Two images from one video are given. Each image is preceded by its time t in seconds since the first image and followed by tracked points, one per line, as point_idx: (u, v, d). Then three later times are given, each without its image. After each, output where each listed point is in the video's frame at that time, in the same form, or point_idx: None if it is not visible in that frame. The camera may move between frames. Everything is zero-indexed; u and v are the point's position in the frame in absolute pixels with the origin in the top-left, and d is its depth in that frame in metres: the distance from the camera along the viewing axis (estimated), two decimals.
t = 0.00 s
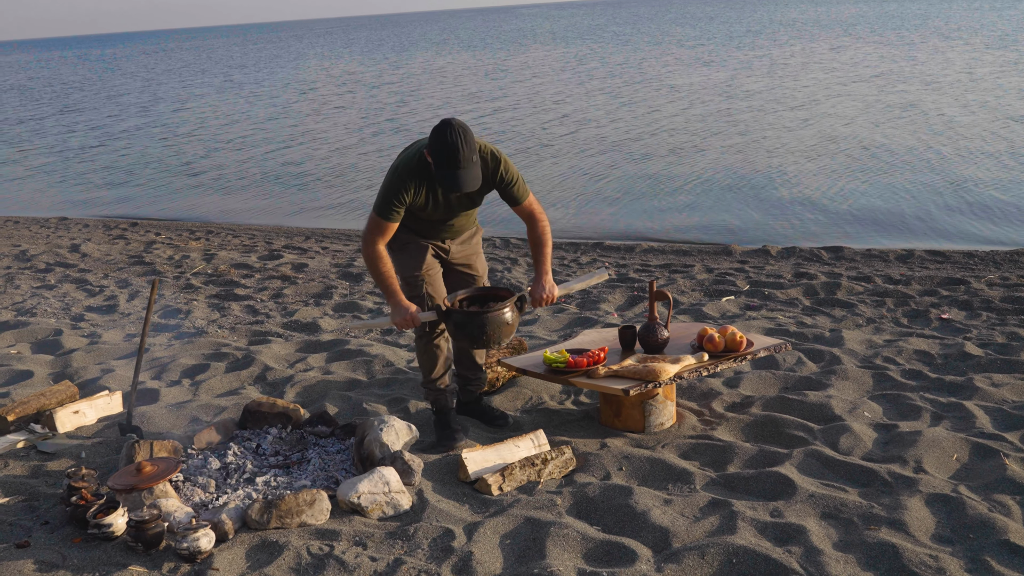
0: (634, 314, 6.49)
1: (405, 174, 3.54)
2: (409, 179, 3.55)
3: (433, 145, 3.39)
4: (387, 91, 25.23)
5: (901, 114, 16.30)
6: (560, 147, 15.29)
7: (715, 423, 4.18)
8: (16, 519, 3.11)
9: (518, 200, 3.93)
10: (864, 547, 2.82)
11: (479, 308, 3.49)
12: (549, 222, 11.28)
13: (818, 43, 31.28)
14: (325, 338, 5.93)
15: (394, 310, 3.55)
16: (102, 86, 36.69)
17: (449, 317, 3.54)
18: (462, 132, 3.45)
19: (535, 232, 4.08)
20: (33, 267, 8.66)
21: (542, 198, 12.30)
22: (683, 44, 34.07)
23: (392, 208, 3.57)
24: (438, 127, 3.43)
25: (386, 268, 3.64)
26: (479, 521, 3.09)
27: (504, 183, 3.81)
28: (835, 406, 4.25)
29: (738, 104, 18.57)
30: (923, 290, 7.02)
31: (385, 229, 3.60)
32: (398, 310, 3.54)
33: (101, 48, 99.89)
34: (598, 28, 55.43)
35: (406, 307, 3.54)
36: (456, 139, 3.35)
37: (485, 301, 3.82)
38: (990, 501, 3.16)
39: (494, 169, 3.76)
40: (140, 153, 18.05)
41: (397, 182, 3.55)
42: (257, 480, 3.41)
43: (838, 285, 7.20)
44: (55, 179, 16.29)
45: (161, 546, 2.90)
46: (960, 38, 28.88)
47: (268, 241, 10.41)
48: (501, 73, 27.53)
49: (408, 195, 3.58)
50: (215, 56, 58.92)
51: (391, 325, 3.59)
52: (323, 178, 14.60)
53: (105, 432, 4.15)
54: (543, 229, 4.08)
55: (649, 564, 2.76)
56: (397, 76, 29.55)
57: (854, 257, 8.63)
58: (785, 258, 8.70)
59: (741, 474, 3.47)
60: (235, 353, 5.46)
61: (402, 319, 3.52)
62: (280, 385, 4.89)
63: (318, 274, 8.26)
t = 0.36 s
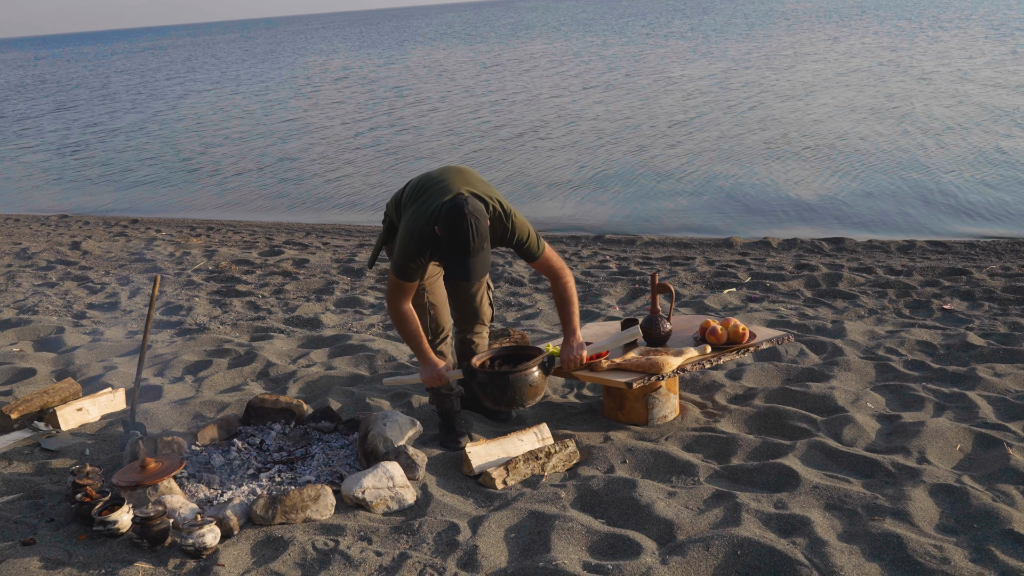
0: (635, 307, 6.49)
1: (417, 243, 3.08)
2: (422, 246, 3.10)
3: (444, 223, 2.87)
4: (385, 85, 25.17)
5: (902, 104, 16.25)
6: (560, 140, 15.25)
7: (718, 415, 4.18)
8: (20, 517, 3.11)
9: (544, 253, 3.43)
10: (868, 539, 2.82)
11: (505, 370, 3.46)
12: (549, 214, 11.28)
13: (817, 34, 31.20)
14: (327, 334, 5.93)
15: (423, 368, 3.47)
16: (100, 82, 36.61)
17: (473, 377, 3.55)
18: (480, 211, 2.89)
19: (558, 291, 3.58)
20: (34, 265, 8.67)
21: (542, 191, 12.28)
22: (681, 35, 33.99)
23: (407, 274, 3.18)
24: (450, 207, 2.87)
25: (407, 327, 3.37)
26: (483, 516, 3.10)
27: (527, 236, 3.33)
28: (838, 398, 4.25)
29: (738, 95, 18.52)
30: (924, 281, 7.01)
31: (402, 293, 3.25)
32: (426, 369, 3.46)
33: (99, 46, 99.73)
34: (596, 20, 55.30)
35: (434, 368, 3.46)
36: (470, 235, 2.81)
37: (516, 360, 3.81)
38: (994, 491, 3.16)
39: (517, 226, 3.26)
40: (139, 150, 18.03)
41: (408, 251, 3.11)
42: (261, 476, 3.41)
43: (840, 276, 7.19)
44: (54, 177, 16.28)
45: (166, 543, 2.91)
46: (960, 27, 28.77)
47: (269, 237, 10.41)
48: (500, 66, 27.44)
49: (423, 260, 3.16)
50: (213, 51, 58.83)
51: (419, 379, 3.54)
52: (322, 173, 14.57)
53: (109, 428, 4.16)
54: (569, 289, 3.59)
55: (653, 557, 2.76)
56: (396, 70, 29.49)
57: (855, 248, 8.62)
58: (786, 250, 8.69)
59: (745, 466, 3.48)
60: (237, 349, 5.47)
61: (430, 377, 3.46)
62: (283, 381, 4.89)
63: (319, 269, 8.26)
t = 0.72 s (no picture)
0: (635, 302, 6.49)
1: (429, 271, 3.05)
2: (433, 274, 3.07)
3: (457, 255, 2.82)
4: (377, 83, 25.11)
5: (895, 94, 16.27)
6: (554, 135, 15.23)
7: (722, 409, 4.19)
8: (27, 523, 3.10)
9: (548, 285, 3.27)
10: (876, 529, 2.83)
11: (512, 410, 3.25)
12: (544, 210, 11.28)
13: (808, 26, 31.24)
14: (327, 334, 5.92)
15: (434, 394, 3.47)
16: (90, 85, 36.41)
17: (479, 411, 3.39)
18: (492, 248, 2.84)
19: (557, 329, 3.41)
20: (30, 269, 8.62)
21: (537, 187, 12.25)
22: (672, 29, 33.97)
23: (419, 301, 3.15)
24: (460, 244, 2.82)
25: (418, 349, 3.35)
26: (492, 513, 3.10)
27: (535, 265, 3.20)
28: (841, 389, 4.26)
29: (731, 88, 18.53)
30: (921, 271, 7.03)
31: (414, 317, 3.24)
32: (437, 396, 3.45)
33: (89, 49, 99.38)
34: (586, 16, 55.30)
35: (445, 397, 3.45)
36: (482, 275, 2.76)
37: (529, 392, 3.60)
38: (999, 480, 3.18)
39: (526, 254, 3.15)
40: (132, 152, 17.95)
41: (420, 278, 3.08)
42: (268, 478, 3.41)
43: (838, 268, 7.20)
44: (47, 180, 16.20)
45: (175, 547, 2.90)
46: (950, 17, 28.83)
47: (265, 237, 10.38)
48: (492, 63, 27.39)
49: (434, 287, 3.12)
50: (204, 52, 58.58)
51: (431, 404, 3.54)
52: (316, 172, 14.53)
53: (112, 433, 4.14)
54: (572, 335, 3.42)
55: (663, 551, 2.77)
56: (388, 69, 29.43)
57: (852, 240, 8.64)
58: (782, 243, 8.71)
59: (750, 459, 3.49)
60: (237, 351, 5.45)
61: (441, 405, 3.46)
62: (285, 382, 4.89)
63: (317, 270, 8.24)
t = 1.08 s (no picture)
0: (631, 294, 6.49)
1: (434, 270, 3.05)
2: (437, 272, 3.06)
3: (466, 254, 2.81)
4: (367, 77, 24.97)
5: (886, 83, 16.28)
6: (546, 127, 15.19)
7: (721, 399, 4.20)
8: (27, 523, 3.08)
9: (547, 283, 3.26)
10: (879, 518, 2.85)
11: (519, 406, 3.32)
12: (537, 203, 11.25)
13: (797, 15, 31.21)
14: (324, 329, 5.90)
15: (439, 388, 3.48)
16: (77, 82, 36.13)
17: (485, 406, 3.44)
18: (499, 248, 2.84)
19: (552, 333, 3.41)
20: (21, 268, 8.55)
21: (530, 179, 12.21)
22: (662, 19, 33.90)
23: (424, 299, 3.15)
24: (467, 244, 2.83)
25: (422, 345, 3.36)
26: (495, 506, 3.11)
27: (538, 262, 3.19)
28: (839, 378, 4.28)
29: (722, 79, 18.51)
30: (916, 260, 7.05)
31: (418, 314, 3.23)
32: (443, 390, 3.47)
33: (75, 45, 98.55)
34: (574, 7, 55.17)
35: (450, 392, 3.46)
36: (489, 277, 2.77)
37: (534, 392, 3.67)
38: (999, 467, 3.19)
39: (530, 251, 3.13)
40: (121, 149, 17.81)
41: (425, 276, 3.07)
42: (269, 474, 3.40)
43: (832, 257, 7.22)
44: (35, 178, 16.07)
45: (177, 545, 2.89)
46: (938, 5, 28.84)
47: (258, 233, 10.32)
48: (482, 55, 27.28)
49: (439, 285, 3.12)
50: (191, 47, 58.10)
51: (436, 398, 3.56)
52: (308, 167, 14.45)
53: (111, 432, 4.12)
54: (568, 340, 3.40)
55: (668, 542, 2.78)
56: (378, 62, 29.27)
57: (845, 229, 8.66)
58: (776, 232, 8.72)
59: (751, 449, 3.50)
60: (234, 348, 5.43)
61: (446, 399, 3.49)
62: (283, 378, 4.87)
63: (311, 265, 8.20)
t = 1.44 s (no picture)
0: (623, 283, 6.49)
1: (433, 255, 3.01)
2: (433, 259, 3.03)
3: (464, 241, 2.80)
4: (355, 66, 24.78)
5: (875, 71, 16.30)
6: (536, 116, 15.12)
7: (715, 388, 4.21)
8: (20, 518, 3.06)
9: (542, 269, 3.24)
10: (874, 505, 2.86)
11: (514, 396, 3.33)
12: (527, 193, 11.21)
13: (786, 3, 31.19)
14: (316, 321, 5.87)
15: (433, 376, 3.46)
16: (62, 72, 35.68)
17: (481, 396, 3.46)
18: (498, 230, 2.83)
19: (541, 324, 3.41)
20: (7, 261, 8.46)
21: (521, 169, 12.16)
22: (651, 7, 33.80)
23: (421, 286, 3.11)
24: (467, 227, 2.80)
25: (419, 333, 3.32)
26: (491, 497, 3.10)
27: (533, 247, 3.17)
28: (833, 366, 4.29)
29: (712, 67, 18.47)
30: (906, 248, 7.07)
31: (415, 300, 3.20)
32: (438, 378, 3.44)
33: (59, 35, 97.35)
34: None
35: (445, 379, 3.43)
36: (491, 259, 2.74)
37: (529, 382, 3.66)
38: (993, 453, 3.22)
39: (525, 238, 3.11)
40: (108, 139, 17.62)
41: (422, 261, 3.03)
42: (263, 467, 3.38)
43: (824, 246, 7.23)
44: (21, 170, 15.88)
45: (172, 539, 2.87)
46: None
47: (247, 225, 10.25)
48: (471, 44, 27.09)
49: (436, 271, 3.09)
50: (177, 37, 57.52)
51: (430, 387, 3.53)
52: (297, 157, 14.33)
53: (103, 425, 4.09)
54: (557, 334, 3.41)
55: (665, 532, 2.78)
56: (366, 51, 29.05)
57: (836, 217, 8.68)
58: (768, 221, 8.72)
59: (746, 438, 3.51)
60: (226, 340, 5.39)
61: (441, 387, 3.45)
62: (275, 370, 4.84)
63: (302, 257, 8.16)
